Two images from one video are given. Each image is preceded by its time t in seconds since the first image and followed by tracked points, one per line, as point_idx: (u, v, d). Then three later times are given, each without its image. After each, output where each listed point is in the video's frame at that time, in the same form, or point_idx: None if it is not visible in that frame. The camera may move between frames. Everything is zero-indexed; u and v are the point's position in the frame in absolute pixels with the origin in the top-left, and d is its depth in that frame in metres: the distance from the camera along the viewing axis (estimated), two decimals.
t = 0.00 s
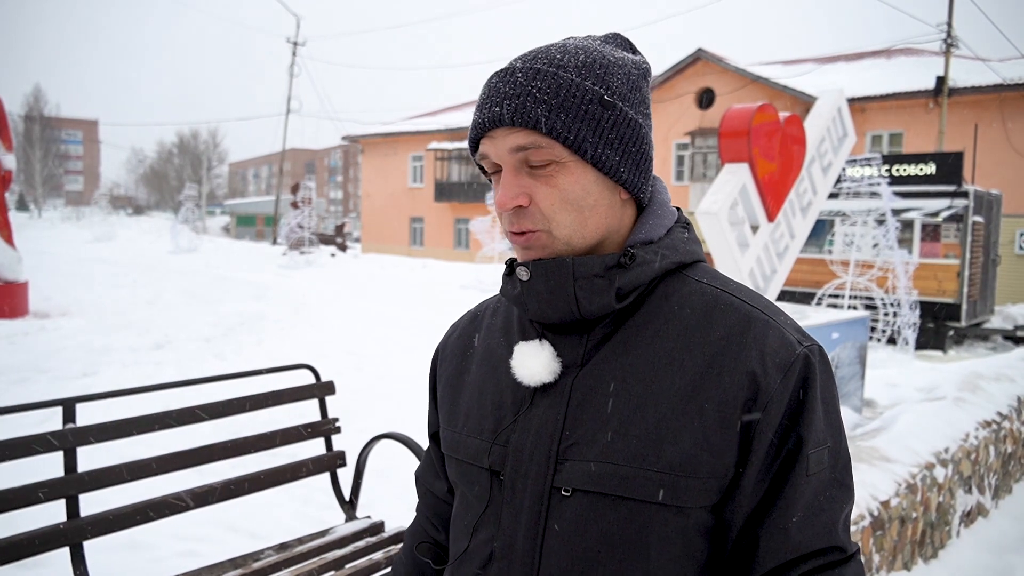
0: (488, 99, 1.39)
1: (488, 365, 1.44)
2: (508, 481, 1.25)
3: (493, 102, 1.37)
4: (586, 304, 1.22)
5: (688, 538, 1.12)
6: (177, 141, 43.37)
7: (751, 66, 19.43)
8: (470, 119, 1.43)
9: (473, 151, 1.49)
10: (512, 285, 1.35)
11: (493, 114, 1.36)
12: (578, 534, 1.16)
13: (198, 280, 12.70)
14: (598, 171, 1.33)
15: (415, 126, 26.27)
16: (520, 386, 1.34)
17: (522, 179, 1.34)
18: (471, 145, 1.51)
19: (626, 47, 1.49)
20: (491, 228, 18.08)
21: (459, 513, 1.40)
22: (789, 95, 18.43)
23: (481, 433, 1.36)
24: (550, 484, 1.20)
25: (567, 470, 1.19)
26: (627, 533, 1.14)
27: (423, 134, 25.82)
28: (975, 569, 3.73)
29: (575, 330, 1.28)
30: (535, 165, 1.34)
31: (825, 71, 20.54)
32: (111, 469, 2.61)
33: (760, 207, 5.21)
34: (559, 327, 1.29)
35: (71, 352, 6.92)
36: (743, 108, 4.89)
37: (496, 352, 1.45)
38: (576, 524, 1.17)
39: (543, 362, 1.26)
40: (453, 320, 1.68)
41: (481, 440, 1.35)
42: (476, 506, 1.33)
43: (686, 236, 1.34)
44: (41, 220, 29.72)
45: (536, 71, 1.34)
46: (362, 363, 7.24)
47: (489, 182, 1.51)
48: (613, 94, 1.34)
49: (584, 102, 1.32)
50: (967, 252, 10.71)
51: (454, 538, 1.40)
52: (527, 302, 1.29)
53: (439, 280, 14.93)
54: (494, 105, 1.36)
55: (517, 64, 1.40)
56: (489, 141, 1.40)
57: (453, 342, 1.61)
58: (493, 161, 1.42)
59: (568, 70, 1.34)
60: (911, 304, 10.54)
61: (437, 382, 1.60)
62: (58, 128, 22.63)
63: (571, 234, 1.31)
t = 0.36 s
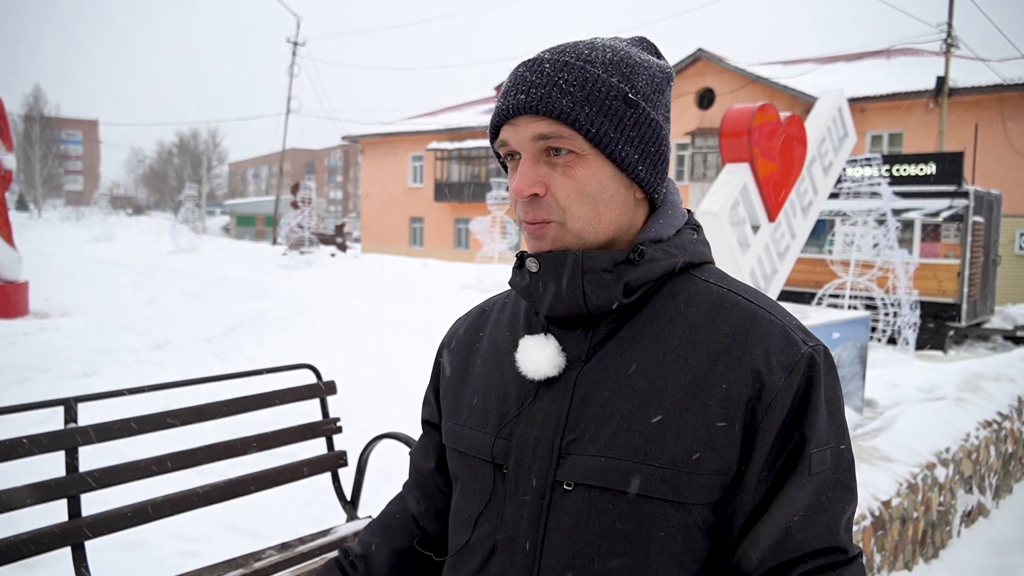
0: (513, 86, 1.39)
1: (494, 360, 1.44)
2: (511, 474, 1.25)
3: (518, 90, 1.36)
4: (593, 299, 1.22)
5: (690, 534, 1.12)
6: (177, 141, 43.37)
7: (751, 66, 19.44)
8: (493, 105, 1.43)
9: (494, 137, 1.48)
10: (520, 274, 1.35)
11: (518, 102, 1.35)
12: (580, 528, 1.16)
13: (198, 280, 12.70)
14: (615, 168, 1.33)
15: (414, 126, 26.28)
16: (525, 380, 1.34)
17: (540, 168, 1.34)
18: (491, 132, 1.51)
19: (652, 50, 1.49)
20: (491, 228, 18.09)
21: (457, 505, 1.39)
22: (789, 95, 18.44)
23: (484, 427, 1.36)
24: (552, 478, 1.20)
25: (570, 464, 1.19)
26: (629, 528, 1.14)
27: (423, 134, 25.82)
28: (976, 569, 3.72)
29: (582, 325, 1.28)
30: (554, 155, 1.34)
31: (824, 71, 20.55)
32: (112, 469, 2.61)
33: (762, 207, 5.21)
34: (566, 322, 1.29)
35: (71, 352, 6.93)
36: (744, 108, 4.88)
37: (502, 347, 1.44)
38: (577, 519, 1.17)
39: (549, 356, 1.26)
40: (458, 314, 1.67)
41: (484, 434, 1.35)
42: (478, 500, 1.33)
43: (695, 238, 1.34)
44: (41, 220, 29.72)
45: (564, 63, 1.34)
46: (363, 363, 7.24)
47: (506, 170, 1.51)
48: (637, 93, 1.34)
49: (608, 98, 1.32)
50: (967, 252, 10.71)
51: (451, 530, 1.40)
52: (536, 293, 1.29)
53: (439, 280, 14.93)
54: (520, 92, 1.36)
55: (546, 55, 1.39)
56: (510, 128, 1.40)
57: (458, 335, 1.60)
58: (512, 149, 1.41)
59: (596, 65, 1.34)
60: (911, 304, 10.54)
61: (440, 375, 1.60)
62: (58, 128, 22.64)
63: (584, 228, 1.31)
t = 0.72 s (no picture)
0: (515, 86, 1.39)
1: (492, 362, 1.44)
2: (512, 478, 1.25)
3: (521, 90, 1.37)
4: (596, 301, 1.22)
5: (693, 537, 1.12)
6: (177, 141, 43.38)
7: (751, 66, 19.45)
8: (495, 105, 1.43)
9: (495, 136, 1.49)
10: (522, 276, 1.35)
11: (521, 102, 1.36)
12: (584, 531, 1.16)
13: (198, 280, 12.70)
14: (617, 169, 1.33)
15: (414, 126, 26.28)
16: (525, 383, 1.34)
17: (542, 169, 1.34)
18: (491, 132, 1.51)
19: (652, 52, 1.50)
20: (491, 228, 18.09)
21: (457, 508, 1.39)
22: (789, 95, 18.45)
23: (485, 430, 1.36)
24: (555, 481, 1.20)
25: (573, 467, 1.19)
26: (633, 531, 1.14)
27: (423, 134, 25.83)
28: (976, 569, 3.72)
29: (584, 327, 1.28)
30: (556, 156, 1.35)
31: (824, 71, 20.56)
32: (112, 469, 2.61)
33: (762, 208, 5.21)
34: (568, 324, 1.29)
35: (71, 352, 6.93)
36: (744, 108, 4.89)
37: (501, 350, 1.44)
38: (579, 522, 1.17)
39: (550, 358, 1.26)
40: (455, 316, 1.67)
41: (484, 437, 1.35)
42: (479, 502, 1.33)
43: (695, 240, 1.34)
44: (41, 220, 29.72)
45: (566, 63, 1.35)
46: (363, 363, 7.25)
47: (506, 170, 1.51)
48: (639, 94, 1.35)
49: (611, 99, 1.32)
50: (967, 252, 10.71)
51: (452, 532, 1.40)
52: (538, 295, 1.29)
53: (439, 280, 14.94)
54: (523, 92, 1.36)
55: (548, 55, 1.40)
56: (512, 128, 1.40)
57: (455, 337, 1.60)
58: (514, 149, 1.42)
59: (598, 65, 1.34)
60: (910, 304, 10.55)
61: (437, 378, 1.60)
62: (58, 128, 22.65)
63: (586, 228, 1.31)
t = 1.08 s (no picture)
0: (489, 102, 1.39)
1: (490, 367, 1.44)
2: (514, 481, 1.25)
3: (496, 106, 1.37)
4: (591, 307, 1.22)
5: (696, 537, 1.12)
6: (178, 141, 43.40)
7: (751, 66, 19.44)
8: (472, 123, 1.43)
9: (476, 153, 1.49)
10: (516, 289, 1.35)
11: (496, 119, 1.36)
12: (585, 533, 1.16)
13: (199, 280, 12.71)
14: (601, 176, 1.33)
15: (415, 126, 26.29)
16: (523, 385, 1.34)
17: (524, 184, 1.34)
18: (473, 147, 1.52)
19: (627, 48, 1.49)
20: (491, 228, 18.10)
21: (463, 512, 1.40)
22: (790, 95, 18.44)
23: (484, 433, 1.36)
24: (555, 483, 1.20)
25: (573, 469, 1.19)
26: (635, 531, 1.14)
27: (424, 134, 25.85)
28: (977, 569, 3.72)
29: (579, 332, 1.28)
30: (537, 169, 1.35)
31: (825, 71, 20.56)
32: (113, 469, 2.61)
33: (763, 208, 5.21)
34: (562, 329, 1.29)
35: (72, 352, 6.93)
36: (745, 108, 4.89)
37: (499, 353, 1.44)
38: (580, 523, 1.17)
39: (547, 362, 1.26)
40: (453, 322, 1.67)
41: (485, 441, 1.35)
42: (482, 506, 1.33)
43: (688, 237, 1.34)
44: (42, 220, 29.74)
45: (538, 75, 1.35)
46: (363, 363, 7.25)
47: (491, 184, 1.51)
48: (616, 97, 1.34)
49: (587, 107, 1.32)
50: (968, 252, 10.71)
51: (458, 535, 1.41)
52: (531, 307, 1.29)
53: (439, 280, 14.95)
54: (497, 109, 1.36)
55: (520, 67, 1.39)
56: (490, 145, 1.40)
57: (454, 343, 1.60)
58: (496, 165, 1.42)
59: (571, 74, 1.34)
60: (911, 304, 10.55)
61: (438, 383, 1.60)
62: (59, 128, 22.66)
63: (576, 238, 1.32)
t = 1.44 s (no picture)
0: (489, 104, 1.39)
1: (491, 368, 1.43)
2: (515, 483, 1.25)
3: (496, 108, 1.36)
4: (591, 308, 1.22)
5: (698, 537, 1.13)
6: (178, 141, 43.39)
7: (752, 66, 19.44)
8: (472, 124, 1.43)
9: (475, 155, 1.49)
10: (517, 289, 1.35)
11: (496, 120, 1.35)
12: (586, 534, 1.16)
13: (200, 280, 12.71)
14: (601, 177, 1.33)
15: (416, 126, 26.29)
16: (525, 387, 1.34)
17: (525, 185, 1.34)
18: (472, 148, 1.51)
19: (627, 49, 1.49)
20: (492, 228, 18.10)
21: (464, 513, 1.40)
22: (791, 95, 18.44)
23: (486, 435, 1.36)
24: (557, 484, 1.20)
25: (574, 471, 1.19)
26: (637, 532, 1.14)
27: (424, 134, 25.85)
28: (978, 568, 3.72)
29: (580, 332, 1.28)
30: (537, 170, 1.35)
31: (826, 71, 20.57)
32: (114, 469, 2.61)
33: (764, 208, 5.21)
34: (563, 330, 1.29)
35: (73, 352, 6.94)
36: (746, 108, 4.89)
37: (499, 354, 1.44)
38: (582, 524, 1.17)
39: (549, 362, 1.26)
40: (453, 323, 1.66)
41: (486, 442, 1.35)
42: (483, 507, 1.33)
43: (688, 237, 1.34)
44: (42, 221, 29.73)
45: (537, 77, 1.34)
46: (364, 363, 7.25)
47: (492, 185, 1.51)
48: (616, 99, 1.34)
49: (587, 108, 1.32)
50: (968, 252, 10.70)
51: (459, 536, 1.41)
52: (531, 308, 1.29)
53: (440, 280, 14.95)
54: (497, 110, 1.36)
55: (520, 69, 1.39)
56: (491, 146, 1.40)
57: (454, 345, 1.60)
58: (496, 166, 1.41)
59: (570, 75, 1.34)
60: (912, 304, 10.54)
61: (438, 384, 1.59)
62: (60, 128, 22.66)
63: (576, 238, 1.31)
